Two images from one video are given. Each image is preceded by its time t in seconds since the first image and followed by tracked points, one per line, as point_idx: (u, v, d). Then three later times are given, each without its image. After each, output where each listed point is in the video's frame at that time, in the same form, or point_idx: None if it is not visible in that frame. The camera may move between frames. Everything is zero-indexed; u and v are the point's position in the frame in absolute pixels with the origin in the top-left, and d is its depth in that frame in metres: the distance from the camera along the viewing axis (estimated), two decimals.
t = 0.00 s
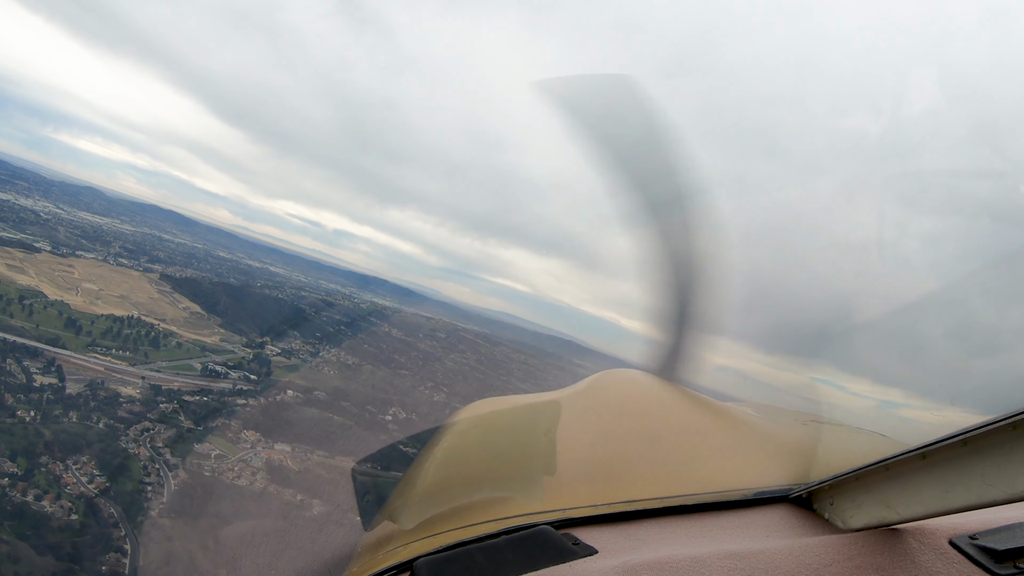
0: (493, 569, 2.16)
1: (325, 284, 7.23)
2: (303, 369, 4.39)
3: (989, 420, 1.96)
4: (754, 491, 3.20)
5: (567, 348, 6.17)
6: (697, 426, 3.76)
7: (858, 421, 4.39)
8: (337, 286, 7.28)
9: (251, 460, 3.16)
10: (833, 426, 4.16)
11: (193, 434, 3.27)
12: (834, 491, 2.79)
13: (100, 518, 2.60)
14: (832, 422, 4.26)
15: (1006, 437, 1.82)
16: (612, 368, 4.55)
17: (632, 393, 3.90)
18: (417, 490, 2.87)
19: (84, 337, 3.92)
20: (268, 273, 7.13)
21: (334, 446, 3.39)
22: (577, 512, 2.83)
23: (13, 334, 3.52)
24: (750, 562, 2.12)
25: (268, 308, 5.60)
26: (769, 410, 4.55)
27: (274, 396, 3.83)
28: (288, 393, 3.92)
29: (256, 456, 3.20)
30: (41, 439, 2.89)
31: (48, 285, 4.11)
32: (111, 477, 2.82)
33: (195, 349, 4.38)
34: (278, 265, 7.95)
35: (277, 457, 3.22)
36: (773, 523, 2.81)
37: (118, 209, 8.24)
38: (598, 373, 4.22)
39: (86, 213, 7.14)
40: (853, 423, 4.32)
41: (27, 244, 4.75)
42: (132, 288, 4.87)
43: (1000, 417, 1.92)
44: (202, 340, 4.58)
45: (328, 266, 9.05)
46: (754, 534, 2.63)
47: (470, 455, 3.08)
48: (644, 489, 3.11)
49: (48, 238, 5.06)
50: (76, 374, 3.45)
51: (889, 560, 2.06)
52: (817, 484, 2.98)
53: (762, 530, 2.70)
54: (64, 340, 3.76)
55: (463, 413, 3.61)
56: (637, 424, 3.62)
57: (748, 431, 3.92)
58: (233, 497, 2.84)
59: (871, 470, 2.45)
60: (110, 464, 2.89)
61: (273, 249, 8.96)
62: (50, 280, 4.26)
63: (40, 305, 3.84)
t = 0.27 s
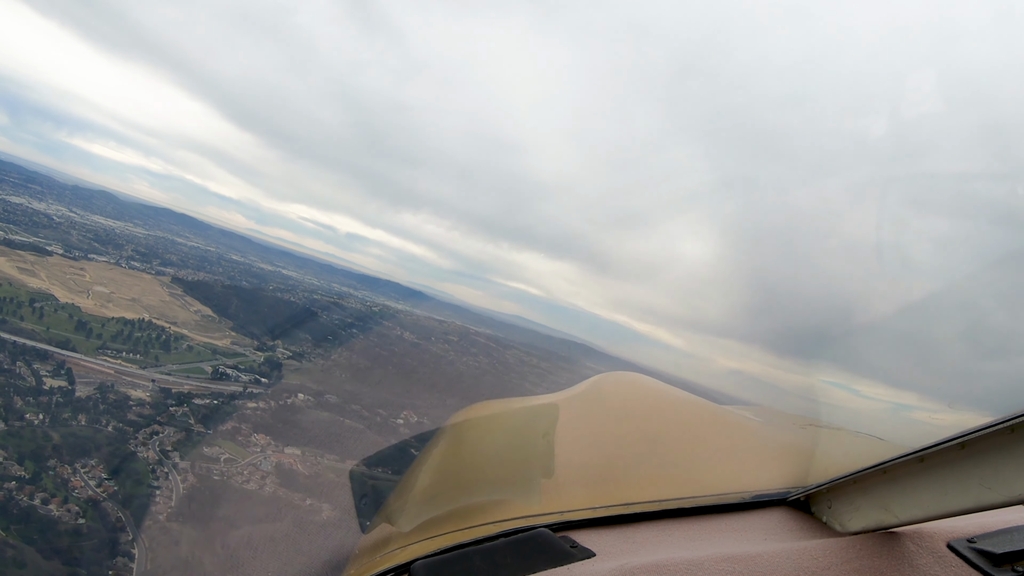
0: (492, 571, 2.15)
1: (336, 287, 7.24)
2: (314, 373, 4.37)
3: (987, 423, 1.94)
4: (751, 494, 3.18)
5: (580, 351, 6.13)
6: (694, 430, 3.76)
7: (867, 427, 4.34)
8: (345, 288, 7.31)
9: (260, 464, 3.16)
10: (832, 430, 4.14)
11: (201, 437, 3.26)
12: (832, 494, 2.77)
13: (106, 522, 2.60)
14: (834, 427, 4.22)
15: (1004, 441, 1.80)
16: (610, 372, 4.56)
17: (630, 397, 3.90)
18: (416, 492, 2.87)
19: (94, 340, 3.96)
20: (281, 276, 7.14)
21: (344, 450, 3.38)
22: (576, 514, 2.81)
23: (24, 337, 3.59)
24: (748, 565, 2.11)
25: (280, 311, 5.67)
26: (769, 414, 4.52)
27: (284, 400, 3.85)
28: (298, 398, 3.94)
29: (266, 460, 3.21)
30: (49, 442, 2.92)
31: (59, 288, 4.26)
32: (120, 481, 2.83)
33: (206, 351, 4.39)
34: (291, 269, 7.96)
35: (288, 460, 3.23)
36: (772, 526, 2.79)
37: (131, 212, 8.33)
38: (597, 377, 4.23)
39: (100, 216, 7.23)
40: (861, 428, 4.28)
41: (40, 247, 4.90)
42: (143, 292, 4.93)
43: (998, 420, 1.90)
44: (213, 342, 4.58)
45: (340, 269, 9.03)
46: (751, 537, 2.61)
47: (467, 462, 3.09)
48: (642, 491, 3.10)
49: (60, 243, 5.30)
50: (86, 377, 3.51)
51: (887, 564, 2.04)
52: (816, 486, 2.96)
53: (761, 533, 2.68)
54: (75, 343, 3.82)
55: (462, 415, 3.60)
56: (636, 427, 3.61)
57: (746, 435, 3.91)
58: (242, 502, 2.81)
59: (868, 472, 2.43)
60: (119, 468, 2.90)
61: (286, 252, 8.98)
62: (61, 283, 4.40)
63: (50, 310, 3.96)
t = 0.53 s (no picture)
0: (494, 571, 2.16)
1: (348, 290, 7.25)
2: (326, 376, 4.37)
3: (988, 421, 1.93)
4: (752, 494, 3.17)
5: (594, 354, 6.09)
6: (695, 429, 3.74)
7: (880, 430, 4.28)
8: (357, 290, 7.33)
9: (270, 468, 3.15)
10: (833, 429, 4.12)
11: (211, 441, 3.26)
12: (832, 492, 2.76)
13: (115, 526, 2.63)
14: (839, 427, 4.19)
15: (1003, 438, 1.79)
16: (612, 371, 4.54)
17: (631, 397, 3.89)
18: (416, 493, 2.86)
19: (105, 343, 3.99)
20: (294, 279, 7.16)
21: (355, 454, 3.34)
22: (576, 515, 2.81)
23: (35, 340, 3.63)
24: (750, 564, 2.10)
25: (292, 315, 5.67)
26: (771, 413, 4.49)
27: (296, 403, 3.82)
28: (310, 400, 3.88)
29: (276, 464, 3.18)
30: (58, 445, 2.93)
31: (70, 291, 4.36)
32: (128, 484, 2.85)
33: (217, 354, 4.39)
34: (305, 271, 7.98)
35: (298, 464, 3.20)
36: (772, 525, 2.78)
37: (144, 214, 8.41)
38: (598, 377, 4.22)
39: (114, 219, 7.31)
40: (873, 431, 4.22)
41: (53, 250, 5.01)
42: (154, 294, 4.98)
43: (998, 418, 1.89)
44: (225, 346, 4.58)
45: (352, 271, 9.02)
46: (752, 536, 2.60)
47: (469, 460, 3.05)
48: (642, 492, 3.10)
49: (73, 246, 5.42)
50: (96, 381, 3.56)
51: (888, 562, 2.03)
52: (816, 485, 2.95)
53: (761, 532, 2.66)
54: (85, 346, 3.89)
55: (462, 416, 3.61)
56: (637, 427, 3.59)
57: (747, 434, 3.89)
58: (251, 507, 2.81)
59: (868, 471, 2.42)
60: (127, 472, 2.92)
61: (299, 255, 8.99)
62: (72, 287, 4.48)
63: (61, 312, 3.96)
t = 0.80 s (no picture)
0: (497, 570, 2.15)
1: (361, 293, 7.26)
2: (337, 379, 4.38)
3: (989, 418, 1.93)
4: (753, 494, 3.15)
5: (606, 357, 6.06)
6: (698, 427, 3.70)
7: (893, 432, 4.22)
8: (369, 293, 7.35)
9: (280, 471, 3.15)
10: (833, 427, 4.10)
11: (222, 444, 3.26)
12: (835, 490, 2.74)
13: (123, 530, 2.61)
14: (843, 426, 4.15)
15: (1006, 436, 1.79)
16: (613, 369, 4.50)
17: (632, 393, 3.84)
18: (418, 494, 2.86)
19: (115, 344, 4.06)
20: (306, 282, 7.20)
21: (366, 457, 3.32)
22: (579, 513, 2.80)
23: (47, 341, 3.69)
24: (753, 562, 2.08)
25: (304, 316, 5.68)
26: (769, 410, 4.47)
27: (307, 407, 3.82)
28: (321, 404, 3.90)
29: (286, 467, 3.18)
30: (67, 447, 2.95)
31: (81, 293, 4.42)
32: (136, 487, 2.86)
33: (228, 357, 4.41)
34: (318, 274, 8.01)
35: (308, 468, 3.19)
36: (775, 523, 2.76)
37: (157, 218, 8.51)
38: (599, 376, 4.20)
39: (127, 222, 7.39)
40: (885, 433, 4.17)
41: (65, 253, 5.08)
42: (166, 297, 5.05)
43: (999, 415, 1.90)
44: (236, 349, 4.60)
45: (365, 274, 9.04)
46: (754, 534, 2.58)
47: (473, 459, 3.06)
48: (643, 492, 3.08)
49: (86, 248, 5.49)
50: (106, 383, 3.58)
51: (890, 559, 2.01)
52: (819, 483, 2.92)
53: (764, 530, 2.65)
54: (96, 347, 3.91)
55: (462, 416, 3.63)
56: (640, 425, 3.57)
57: (749, 432, 3.86)
58: (260, 510, 2.82)
59: (870, 468, 2.41)
60: (136, 475, 2.93)
61: (312, 258, 9.01)
62: (84, 289, 4.54)
63: (73, 314, 4.07)
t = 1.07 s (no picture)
0: (497, 570, 2.14)
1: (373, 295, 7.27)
2: (348, 381, 4.37)
3: (992, 419, 1.91)
4: (753, 495, 3.14)
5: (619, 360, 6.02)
6: (699, 428, 3.68)
7: (907, 435, 4.14)
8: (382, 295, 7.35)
9: (289, 475, 3.13)
10: (832, 427, 4.09)
11: (231, 446, 3.26)
12: (836, 490, 2.71)
13: (128, 533, 2.63)
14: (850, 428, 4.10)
15: (1007, 436, 1.77)
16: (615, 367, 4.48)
17: (634, 391, 3.79)
18: (419, 493, 2.84)
19: (125, 345, 4.14)
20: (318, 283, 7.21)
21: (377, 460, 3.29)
22: (581, 516, 2.81)
23: (56, 342, 3.72)
24: (753, 561, 2.07)
25: (316, 317, 5.66)
26: (770, 410, 4.45)
27: (317, 409, 3.77)
28: (331, 406, 3.84)
29: (295, 471, 3.17)
30: (74, 449, 2.97)
31: (92, 294, 4.50)
32: (143, 490, 2.88)
33: (238, 359, 4.41)
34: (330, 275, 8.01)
35: (317, 472, 3.18)
36: (776, 523, 2.74)
37: (170, 220, 8.60)
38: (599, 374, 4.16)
39: (139, 223, 7.47)
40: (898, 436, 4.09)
41: (77, 254, 5.15)
42: (177, 299, 5.15)
43: (1002, 416, 1.87)
44: (247, 351, 4.60)
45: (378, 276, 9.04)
46: (754, 534, 2.56)
47: (475, 457, 3.04)
48: (643, 493, 3.10)
49: (98, 250, 5.56)
50: (115, 385, 3.62)
51: (890, 560, 1.99)
52: (820, 484, 2.90)
53: (765, 530, 2.63)
54: (106, 348, 3.97)
55: (464, 416, 3.61)
56: (641, 424, 3.55)
57: (750, 432, 3.84)
58: (267, 512, 2.81)
59: (873, 469, 2.38)
60: (143, 477, 2.95)
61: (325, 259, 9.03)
62: (95, 291, 4.61)
63: (84, 315, 4.15)
